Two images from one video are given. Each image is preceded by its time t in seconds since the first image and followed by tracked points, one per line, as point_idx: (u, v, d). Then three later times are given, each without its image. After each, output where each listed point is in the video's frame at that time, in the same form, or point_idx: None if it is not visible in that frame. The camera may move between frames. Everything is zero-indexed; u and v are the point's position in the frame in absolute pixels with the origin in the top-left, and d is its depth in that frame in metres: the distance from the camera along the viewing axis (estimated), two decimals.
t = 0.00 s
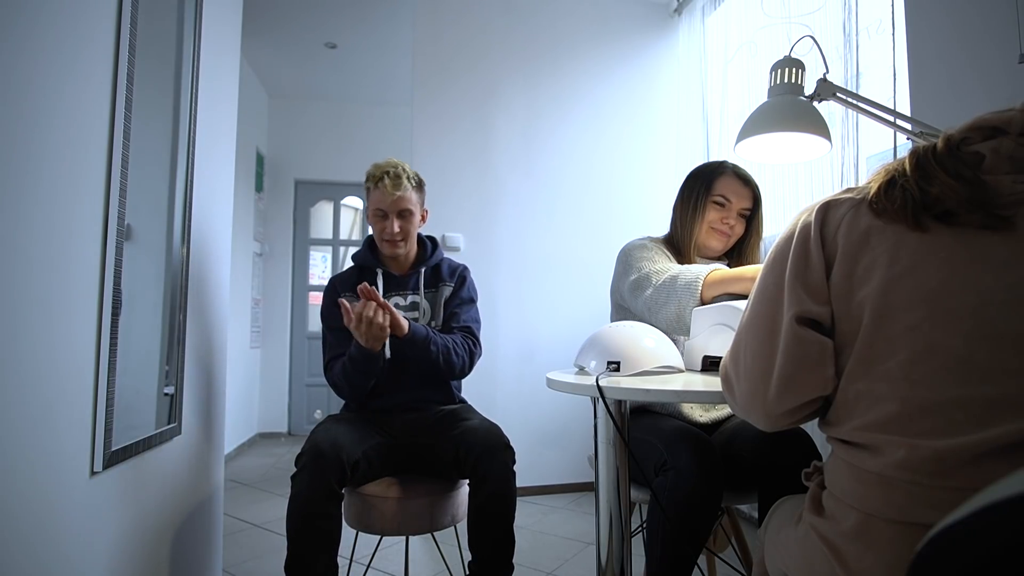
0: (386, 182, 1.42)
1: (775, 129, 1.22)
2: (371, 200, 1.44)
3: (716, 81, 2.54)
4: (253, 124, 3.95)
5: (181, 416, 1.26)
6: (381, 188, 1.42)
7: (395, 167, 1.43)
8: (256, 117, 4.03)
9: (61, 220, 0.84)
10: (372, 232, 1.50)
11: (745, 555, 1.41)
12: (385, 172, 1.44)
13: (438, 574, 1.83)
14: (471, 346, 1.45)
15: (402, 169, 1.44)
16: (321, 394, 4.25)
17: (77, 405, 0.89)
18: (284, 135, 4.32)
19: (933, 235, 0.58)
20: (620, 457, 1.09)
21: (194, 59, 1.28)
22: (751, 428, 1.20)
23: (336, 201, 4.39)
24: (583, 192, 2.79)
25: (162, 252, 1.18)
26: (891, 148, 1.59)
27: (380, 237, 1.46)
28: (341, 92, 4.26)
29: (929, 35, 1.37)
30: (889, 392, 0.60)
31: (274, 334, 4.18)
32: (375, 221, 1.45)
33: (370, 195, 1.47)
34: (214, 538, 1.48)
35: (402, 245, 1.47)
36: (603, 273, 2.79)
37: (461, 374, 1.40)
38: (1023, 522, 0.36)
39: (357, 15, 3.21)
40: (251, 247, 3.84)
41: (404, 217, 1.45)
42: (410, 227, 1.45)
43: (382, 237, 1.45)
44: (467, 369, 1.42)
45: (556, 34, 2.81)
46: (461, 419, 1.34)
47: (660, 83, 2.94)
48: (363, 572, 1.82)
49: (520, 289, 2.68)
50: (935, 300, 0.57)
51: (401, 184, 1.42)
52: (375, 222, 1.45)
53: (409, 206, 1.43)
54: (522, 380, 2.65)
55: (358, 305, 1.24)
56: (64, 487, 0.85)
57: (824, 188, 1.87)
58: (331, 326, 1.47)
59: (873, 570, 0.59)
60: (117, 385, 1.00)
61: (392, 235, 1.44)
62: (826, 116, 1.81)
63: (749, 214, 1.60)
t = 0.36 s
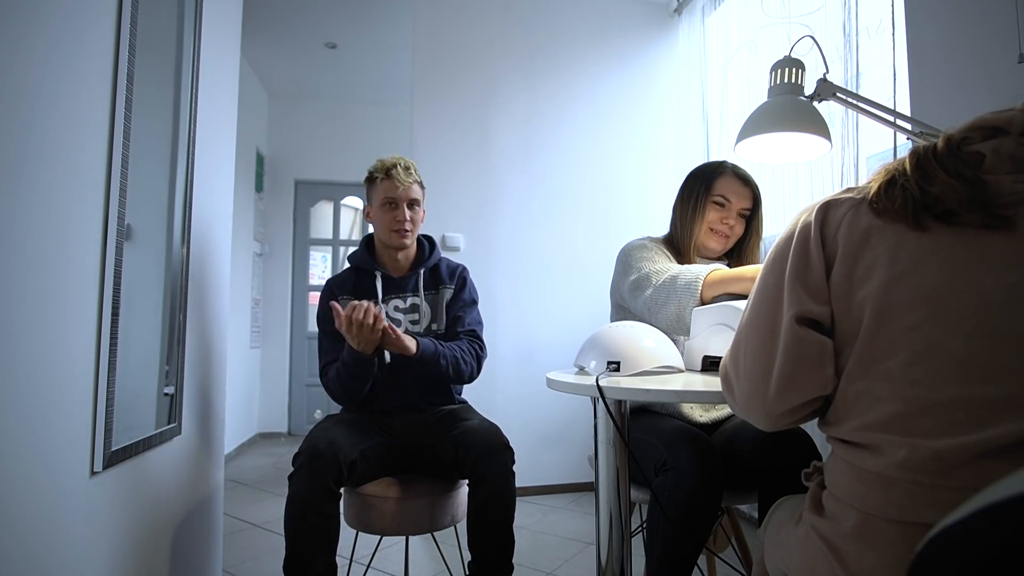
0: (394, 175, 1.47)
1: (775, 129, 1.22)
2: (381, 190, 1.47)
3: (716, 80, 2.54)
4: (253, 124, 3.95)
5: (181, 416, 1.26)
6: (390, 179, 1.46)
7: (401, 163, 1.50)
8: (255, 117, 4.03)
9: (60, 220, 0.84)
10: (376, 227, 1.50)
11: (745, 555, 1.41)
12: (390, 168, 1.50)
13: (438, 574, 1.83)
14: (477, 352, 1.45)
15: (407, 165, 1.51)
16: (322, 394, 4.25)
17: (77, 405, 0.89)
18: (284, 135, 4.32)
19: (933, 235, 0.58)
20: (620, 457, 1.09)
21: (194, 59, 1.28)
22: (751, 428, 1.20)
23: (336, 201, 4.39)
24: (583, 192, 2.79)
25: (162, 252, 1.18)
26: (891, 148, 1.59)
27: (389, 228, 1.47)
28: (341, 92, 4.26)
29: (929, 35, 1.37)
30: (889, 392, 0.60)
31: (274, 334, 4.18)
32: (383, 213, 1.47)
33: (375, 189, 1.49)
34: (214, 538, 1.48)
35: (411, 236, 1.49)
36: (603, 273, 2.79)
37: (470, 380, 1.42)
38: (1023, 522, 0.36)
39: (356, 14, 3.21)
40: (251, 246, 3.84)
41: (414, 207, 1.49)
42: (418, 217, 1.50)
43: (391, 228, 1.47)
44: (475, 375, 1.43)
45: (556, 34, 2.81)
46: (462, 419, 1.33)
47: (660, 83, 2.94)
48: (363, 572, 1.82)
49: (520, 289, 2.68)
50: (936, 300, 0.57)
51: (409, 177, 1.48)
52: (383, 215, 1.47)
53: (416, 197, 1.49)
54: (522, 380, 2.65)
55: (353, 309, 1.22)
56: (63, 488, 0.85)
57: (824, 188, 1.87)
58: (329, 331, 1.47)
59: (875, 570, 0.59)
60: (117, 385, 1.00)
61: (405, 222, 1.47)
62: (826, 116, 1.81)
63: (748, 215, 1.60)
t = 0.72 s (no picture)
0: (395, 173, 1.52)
1: (775, 129, 1.22)
2: (381, 187, 1.51)
3: (716, 80, 2.54)
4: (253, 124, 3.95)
5: (181, 416, 1.26)
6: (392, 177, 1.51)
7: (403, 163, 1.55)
8: (256, 117, 4.03)
9: (61, 220, 0.84)
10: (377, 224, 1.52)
11: (745, 555, 1.41)
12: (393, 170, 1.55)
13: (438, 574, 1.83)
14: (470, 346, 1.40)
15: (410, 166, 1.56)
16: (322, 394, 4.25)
17: (77, 406, 0.89)
18: (284, 135, 4.32)
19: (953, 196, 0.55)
20: (620, 457, 1.08)
21: (194, 60, 1.28)
22: (751, 429, 1.20)
23: (336, 201, 4.39)
24: (584, 193, 2.79)
25: (162, 252, 1.18)
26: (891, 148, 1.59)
27: (389, 223, 1.48)
28: (341, 92, 4.26)
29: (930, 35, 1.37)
30: (901, 395, 0.60)
31: (275, 334, 4.18)
32: (384, 209, 1.50)
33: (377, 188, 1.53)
34: (214, 538, 1.48)
35: (411, 231, 1.50)
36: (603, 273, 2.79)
37: (479, 373, 1.42)
38: None
39: (356, 15, 3.21)
40: (251, 247, 3.84)
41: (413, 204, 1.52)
42: (418, 213, 1.51)
43: (390, 223, 1.48)
44: (483, 370, 1.43)
45: (556, 34, 2.81)
46: (449, 419, 1.34)
47: (660, 82, 2.94)
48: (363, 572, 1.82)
49: (520, 289, 2.68)
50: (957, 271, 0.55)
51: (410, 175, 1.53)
52: (384, 210, 1.50)
53: (416, 194, 1.51)
54: (522, 380, 2.65)
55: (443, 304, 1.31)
56: (63, 488, 0.85)
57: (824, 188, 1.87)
58: (323, 331, 1.48)
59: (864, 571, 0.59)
60: (117, 385, 1.00)
61: (405, 216, 1.48)
62: (826, 116, 1.81)
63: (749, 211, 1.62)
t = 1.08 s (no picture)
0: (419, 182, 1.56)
1: (774, 129, 1.22)
2: (413, 192, 1.53)
3: (716, 80, 2.54)
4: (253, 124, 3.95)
5: (181, 416, 1.26)
6: (417, 185, 1.55)
7: (424, 172, 1.60)
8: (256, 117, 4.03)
9: (61, 220, 0.84)
10: (401, 226, 1.52)
11: (745, 555, 1.41)
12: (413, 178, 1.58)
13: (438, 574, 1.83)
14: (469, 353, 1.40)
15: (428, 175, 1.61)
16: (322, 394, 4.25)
17: (78, 405, 0.89)
18: (284, 135, 4.32)
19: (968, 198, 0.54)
20: (620, 457, 1.08)
21: (194, 59, 1.29)
22: (751, 429, 1.19)
23: (336, 201, 4.39)
24: (584, 192, 2.79)
25: (162, 252, 1.18)
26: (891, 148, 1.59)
27: (419, 230, 1.50)
28: (341, 92, 4.26)
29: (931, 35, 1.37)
30: (911, 402, 0.60)
31: (275, 334, 4.18)
32: (414, 214, 1.51)
33: (404, 191, 1.54)
34: (214, 538, 1.48)
35: (435, 239, 1.54)
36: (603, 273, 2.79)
37: (483, 379, 1.42)
38: None
39: (356, 15, 3.21)
40: (251, 246, 3.84)
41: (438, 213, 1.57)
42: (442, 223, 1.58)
43: (420, 230, 1.50)
44: (486, 375, 1.43)
45: (556, 34, 2.81)
46: (445, 419, 1.34)
47: (660, 82, 2.94)
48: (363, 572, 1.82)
49: (520, 289, 2.68)
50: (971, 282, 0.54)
51: (431, 184, 1.57)
52: (413, 217, 1.51)
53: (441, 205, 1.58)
54: (522, 380, 2.65)
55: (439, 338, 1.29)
56: (64, 488, 0.85)
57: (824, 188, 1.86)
58: (325, 330, 1.51)
59: None
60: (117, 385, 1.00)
61: (435, 225, 1.53)
62: (826, 116, 1.81)
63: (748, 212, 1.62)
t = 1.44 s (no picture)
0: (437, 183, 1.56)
1: (774, 129, 1.22)
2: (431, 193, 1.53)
3: (716, 80, 2.54)
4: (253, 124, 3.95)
5: (181, 416, 1.26)
6: (434, 185, 1.55)
7: (441, 171, 1.60)
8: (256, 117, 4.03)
9: (61, 220, 0.84)
10: (417, 225, 1.52)
11: (745, 556, 1.41)
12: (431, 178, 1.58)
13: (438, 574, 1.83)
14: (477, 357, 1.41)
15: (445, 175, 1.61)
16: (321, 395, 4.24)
17: (78, 405, 0.89)
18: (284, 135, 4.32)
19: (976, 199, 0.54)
20: (620, 457, 1.09)
21: (194, 59, 1.29)
22: (751, 428, 1.19)
23: (336, 201, 4.38)
24: (584, 192, 2.79)
25: (162, 251, 1.18)
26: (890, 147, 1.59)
27: (436, 231, 1.51)
28: (340, 92, 4.26)
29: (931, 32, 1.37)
30: (915, 406, 0.60)
31: (274, 334, 4.18)
32: (430, 215, 1.51)
33: (422, 191, 1.54)
34: (214, 538, 1.48)
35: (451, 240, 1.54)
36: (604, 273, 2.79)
37: (483, 386, 1.43)
38: None
39: (356, 15, 3.21)
40: (251, 246, 3.84)
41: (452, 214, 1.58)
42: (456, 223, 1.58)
43: (437, 231, 1.51)
44: (486, 381, 1.44)
45: (555, 34, 2.81)
46: (440, 420, 1.34)
47: (660, 81, 2.94)
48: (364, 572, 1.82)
49: (520, 289, 2.68)
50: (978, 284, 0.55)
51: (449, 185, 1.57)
52: (430, 218, 1.51)
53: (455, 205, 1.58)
54: (522, 380, 2.65)
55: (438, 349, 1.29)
56: (64, 488, 0.85)
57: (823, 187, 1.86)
58: (328, 325, 1.49)
59: None
60: (117, 385, 1.00)
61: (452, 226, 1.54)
62: (826, 116, 1.81)
63: (746, 211, 1.61)
